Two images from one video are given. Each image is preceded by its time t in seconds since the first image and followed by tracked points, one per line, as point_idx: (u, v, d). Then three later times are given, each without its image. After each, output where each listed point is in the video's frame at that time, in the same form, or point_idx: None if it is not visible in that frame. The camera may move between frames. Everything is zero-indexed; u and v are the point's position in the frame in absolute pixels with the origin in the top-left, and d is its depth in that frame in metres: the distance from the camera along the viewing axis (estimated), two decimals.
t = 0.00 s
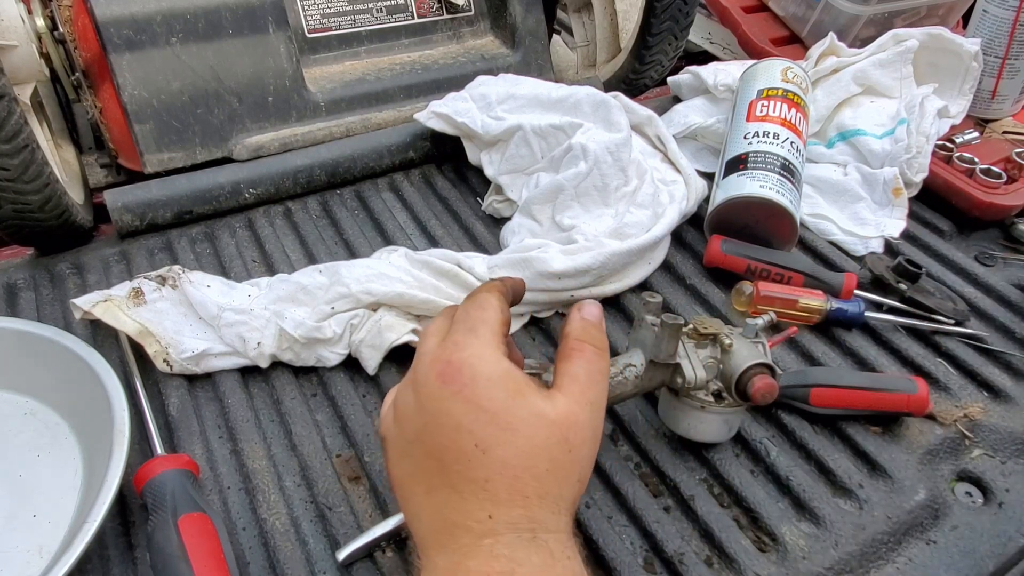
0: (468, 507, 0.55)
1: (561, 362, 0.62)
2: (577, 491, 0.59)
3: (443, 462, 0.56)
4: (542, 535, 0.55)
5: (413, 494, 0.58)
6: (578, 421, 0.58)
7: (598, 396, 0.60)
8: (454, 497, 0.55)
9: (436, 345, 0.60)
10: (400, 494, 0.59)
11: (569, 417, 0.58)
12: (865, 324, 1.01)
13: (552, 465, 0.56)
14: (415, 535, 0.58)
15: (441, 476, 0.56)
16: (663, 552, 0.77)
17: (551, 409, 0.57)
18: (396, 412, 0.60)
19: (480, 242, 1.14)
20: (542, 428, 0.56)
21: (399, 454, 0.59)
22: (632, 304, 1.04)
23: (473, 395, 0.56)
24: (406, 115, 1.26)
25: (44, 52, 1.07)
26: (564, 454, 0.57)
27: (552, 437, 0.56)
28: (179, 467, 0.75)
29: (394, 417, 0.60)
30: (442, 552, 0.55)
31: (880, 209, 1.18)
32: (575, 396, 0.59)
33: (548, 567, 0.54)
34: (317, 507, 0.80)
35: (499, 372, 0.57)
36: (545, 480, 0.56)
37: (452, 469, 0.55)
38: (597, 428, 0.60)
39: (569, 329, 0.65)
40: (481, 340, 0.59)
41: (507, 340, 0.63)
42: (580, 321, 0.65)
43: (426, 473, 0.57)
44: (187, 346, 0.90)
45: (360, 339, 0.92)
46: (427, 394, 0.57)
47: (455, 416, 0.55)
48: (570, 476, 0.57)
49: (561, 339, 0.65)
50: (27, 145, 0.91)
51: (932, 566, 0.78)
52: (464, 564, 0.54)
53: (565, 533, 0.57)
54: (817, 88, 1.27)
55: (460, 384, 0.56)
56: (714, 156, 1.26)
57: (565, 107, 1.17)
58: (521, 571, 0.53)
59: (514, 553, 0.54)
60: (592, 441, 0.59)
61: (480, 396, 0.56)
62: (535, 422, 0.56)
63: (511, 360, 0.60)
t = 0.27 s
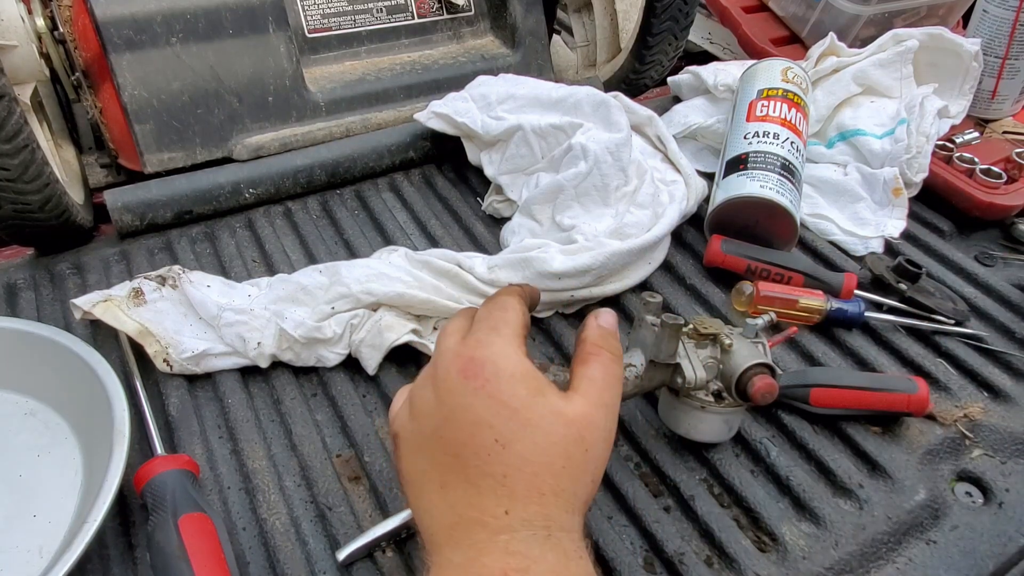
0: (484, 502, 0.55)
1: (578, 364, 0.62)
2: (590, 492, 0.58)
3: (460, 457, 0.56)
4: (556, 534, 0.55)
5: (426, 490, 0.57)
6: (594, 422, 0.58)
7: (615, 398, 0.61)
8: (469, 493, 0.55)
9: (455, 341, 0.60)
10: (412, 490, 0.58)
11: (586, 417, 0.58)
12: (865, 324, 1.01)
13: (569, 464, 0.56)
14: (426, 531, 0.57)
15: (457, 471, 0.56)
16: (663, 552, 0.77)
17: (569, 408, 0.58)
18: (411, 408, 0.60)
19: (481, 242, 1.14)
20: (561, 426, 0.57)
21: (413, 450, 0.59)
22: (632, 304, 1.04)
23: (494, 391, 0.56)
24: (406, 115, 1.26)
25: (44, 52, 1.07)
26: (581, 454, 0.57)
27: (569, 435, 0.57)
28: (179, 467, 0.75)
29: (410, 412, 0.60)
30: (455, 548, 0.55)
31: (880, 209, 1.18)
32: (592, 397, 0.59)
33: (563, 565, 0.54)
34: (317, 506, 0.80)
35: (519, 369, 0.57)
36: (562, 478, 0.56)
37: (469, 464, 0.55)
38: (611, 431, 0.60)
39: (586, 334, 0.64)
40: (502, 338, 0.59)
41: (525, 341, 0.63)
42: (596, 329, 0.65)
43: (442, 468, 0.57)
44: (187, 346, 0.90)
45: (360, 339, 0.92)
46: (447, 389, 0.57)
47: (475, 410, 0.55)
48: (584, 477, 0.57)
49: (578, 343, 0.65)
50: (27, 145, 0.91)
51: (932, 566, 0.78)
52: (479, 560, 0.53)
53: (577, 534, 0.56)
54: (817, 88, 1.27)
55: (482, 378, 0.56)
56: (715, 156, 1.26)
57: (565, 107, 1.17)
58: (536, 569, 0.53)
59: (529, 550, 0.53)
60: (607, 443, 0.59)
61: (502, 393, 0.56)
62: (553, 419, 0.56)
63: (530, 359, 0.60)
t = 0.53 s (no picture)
0: (506, 494, 0.58)
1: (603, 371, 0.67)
2: (607, 496, 0.61)
3: (487, 450, 0.60)
4: (575, 535, 0.57)
5: (450, 484, 0.60)
6: (616, 425, 0.63)
7: (637, 406, 0.65)
8: (493, 486, 0.58)
9: (489, 344, 0.67)
10: (435, 486, 0.62)
11: (608, 419, 0.62)
12: (865, 324, 1.01)
13: (589, 461, 0.60)
14: (445, 525, 0.60)
15: (484, 462, 0.60)
16: (663, 553, 0.77)
17: (594, 409, 0.62)
18: (444, 404, 0.65)
19: (481, 242, 1.14)
20: (585, 425, 0.61)
21: (442, 445, 0.63)
22: (632, 304, 1.04)
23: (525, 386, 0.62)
24: (406, 115, 1.26)
25: (44, 52, 1.07)
26: (602, 454, 0.60)
27: (591, 434, 0.61)
28: (179, 467, 0.75)
29: (442, 409, 0.65)
30: (473, 540, 0.57)
31: (880, 209, 1.18)
32: (615, 402, 0.64)
33: (580, 562, 0.56)
34: (317, 506, 0.80)
35: (547, 369, 0.63)
36: (581, 475, 0.59)
37: (495, 457, 0.59)
38: (631, 439, 0.64)
39: (614, 345, 0.69)
40: (534, 342, 0.66)
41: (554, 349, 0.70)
42: (623, 338, 0.69)
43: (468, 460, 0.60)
44: (187, 346, 0.90)
45: (360, 339, 0.92)
46: (480, 384, 0.63)
47: (505, 403, 0.61)
48: (603, 478, 0.60)
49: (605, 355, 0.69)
50: (27, 145, 0.91)
51: (932, 566, 0.78)
52: (497, 551, 0.55)
53: (593, 534, 0.59)
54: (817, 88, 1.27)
55: (513, 373, 0.62)
56: (715, 156, 1.26)
57: (565, 107, 1.17)
58: (554, 563, 0.55)
59: (547, 544, 0.56)
60: (626, 448, 0.63)
61: (531, 388, 0.61)
62: (577, 417, 0.61)
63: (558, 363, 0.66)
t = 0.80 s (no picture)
0: (532, 494, 0.58)
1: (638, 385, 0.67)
2: (630, 508, 0.62)
3: (518, 450, 0.60)
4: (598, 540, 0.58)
5: (475, 480, 0.61)
6: (647, 439, 0.63)
7: (670, 422, 0.65)
8: (521, 486, 0.59)
9: (524, 347, 0.68)
10: (460, 481, 0.62)
11: (639, 432, 0.63)
12: (865, 324, 1.01)
13: (617, 471, 0.61)
14: (466, 520, 0.60)
15: (512, 462, 0.60)
16: (663, 553, 0.77)
17: (625, 420, 0.63)
18: (473, 402, 0.66)
19: (481, 242, 1.14)
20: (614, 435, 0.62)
21: (471, 442, 0.63)
22: (632, 304, 1.04)
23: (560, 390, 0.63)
24: (406, 115, 1.26)
25: (44, 52, 1.07)
26: (631, 465, 0.61)
27: (622, 444, 0.61)
28: (179, 467, 0.75)
29: (473, 406, 0.66)
30: (495, 537, 0.58)
31: (880, 209, 1.18)
32: (648, 417, 0.64)
33: (600, 567, 0.57)
34: (317, 507, 0.80)
35: (583, 377, 0.64)
36: (607, 484, 0.60)
37: (525, 458, 0.60)
38: (660, 453, 0.65)
39: (649, 364, 0.69)
40: (570, 349, 0.67)
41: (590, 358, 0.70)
42: (661, 361, 0.69)
43: (496, 459, 0.61)
44: (187, 346, 0.90)
45: (360, 339, 0.92)
46: (514, 385, 0.63)
47: (539, 405, 0.61)
48: (628, 489, 0.61)
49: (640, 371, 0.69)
50: (27, 145, 0.91)
51: (932, 566, 0.78)
52: (520, 551, 0.56)
53: (612, 543, 0.60)
54: (817, 88, 1.27)
55: (549, 377, 0.63)
56: (715, 155, 1.26)
57: (565, 107, 1.17)
58: (576, 566, 0.56)
59: (569, 547, 0.57)
60: (654, 462, 0.64)
61: (566, 393, 0.62)
62: (609, 426, 0.61)
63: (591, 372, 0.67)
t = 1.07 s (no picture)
0: (562, 488, 0.60)
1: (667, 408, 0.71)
2: (653, 518, 0.63)
3: (551, 446, 0.62)
4: (623, 541, 0.59)
5: (505, 472, 0.62)
6: (675, 452, 0.66)
7: (698, 443, 0.68)
8: (552, 481, 0.60)
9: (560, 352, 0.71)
10: (488, 472, 0.63)
11: (668, 444, 0.66)
12: (864, 324, 1.01)
13: (644, 477, 0.63)
14: (492, 511, 0.61)
15: (544, 456, 0.62)
16: (663, 553, 0.77)
17: (654, 429, 0.66)
18: (505, 399, 0.68)
19: (481, 241, 1.14)
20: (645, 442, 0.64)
21: (501, 434, 0.65)
22: (632, 304, 1.04)
23: (595, 393, 0.65)
24: (406, 115, 1.26)
25: (44, 52, 1.07)
26: (660, 473, 0.63)
27: (651, 452, 0.64)
28: (179, 467, 0.75)
29: (505, 403, 0.67)
30: (523, 527, 0.58)
31: (880, 209, 1.18)
32: (677, 433, 0.67)
33: (626, 566, 0.57)
34: (317, 507, 0.80)
35: (617, 385, 0.67)
36: (635, 488, 0.62)
37: (558, 452, 0.62)
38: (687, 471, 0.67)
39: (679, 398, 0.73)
40: (605, 357, 0.70)
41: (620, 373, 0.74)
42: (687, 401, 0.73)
43: (528, 453, 0.62)
44: (187, 346, 0.90)
45: (360, 339, 0.92)
46: (550, 384, 0.66)
47: (574, 404, 0.64)
48: (655, 497, 0.63)
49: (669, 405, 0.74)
50: (27, 145, 0.91)
51: (931, 566, 0.78)
52: (548, 542, 0.57)
53: (634, 547, 0.60)
54: (817, 88, 1.27)
55: (586, 380, 0.66)
56: (715, 156, 1.26)
57: (565, 107, 1.17)
58: (604, 562, 0.56)
59: (596, 541, 0.57)
60: (680, 476, 0.66)
61: (602, 396, 0.65)
62: (639, 433, 0.64)
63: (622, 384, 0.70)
